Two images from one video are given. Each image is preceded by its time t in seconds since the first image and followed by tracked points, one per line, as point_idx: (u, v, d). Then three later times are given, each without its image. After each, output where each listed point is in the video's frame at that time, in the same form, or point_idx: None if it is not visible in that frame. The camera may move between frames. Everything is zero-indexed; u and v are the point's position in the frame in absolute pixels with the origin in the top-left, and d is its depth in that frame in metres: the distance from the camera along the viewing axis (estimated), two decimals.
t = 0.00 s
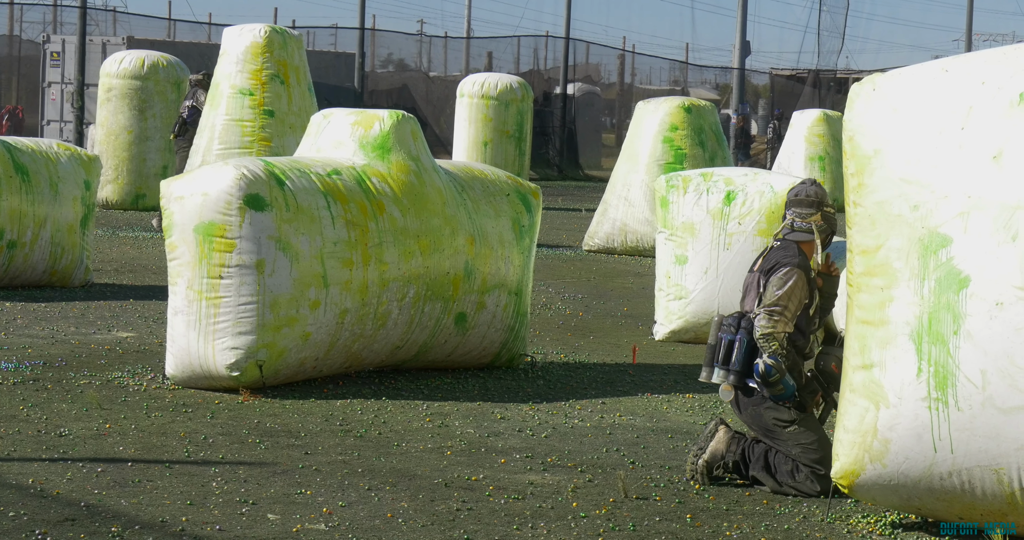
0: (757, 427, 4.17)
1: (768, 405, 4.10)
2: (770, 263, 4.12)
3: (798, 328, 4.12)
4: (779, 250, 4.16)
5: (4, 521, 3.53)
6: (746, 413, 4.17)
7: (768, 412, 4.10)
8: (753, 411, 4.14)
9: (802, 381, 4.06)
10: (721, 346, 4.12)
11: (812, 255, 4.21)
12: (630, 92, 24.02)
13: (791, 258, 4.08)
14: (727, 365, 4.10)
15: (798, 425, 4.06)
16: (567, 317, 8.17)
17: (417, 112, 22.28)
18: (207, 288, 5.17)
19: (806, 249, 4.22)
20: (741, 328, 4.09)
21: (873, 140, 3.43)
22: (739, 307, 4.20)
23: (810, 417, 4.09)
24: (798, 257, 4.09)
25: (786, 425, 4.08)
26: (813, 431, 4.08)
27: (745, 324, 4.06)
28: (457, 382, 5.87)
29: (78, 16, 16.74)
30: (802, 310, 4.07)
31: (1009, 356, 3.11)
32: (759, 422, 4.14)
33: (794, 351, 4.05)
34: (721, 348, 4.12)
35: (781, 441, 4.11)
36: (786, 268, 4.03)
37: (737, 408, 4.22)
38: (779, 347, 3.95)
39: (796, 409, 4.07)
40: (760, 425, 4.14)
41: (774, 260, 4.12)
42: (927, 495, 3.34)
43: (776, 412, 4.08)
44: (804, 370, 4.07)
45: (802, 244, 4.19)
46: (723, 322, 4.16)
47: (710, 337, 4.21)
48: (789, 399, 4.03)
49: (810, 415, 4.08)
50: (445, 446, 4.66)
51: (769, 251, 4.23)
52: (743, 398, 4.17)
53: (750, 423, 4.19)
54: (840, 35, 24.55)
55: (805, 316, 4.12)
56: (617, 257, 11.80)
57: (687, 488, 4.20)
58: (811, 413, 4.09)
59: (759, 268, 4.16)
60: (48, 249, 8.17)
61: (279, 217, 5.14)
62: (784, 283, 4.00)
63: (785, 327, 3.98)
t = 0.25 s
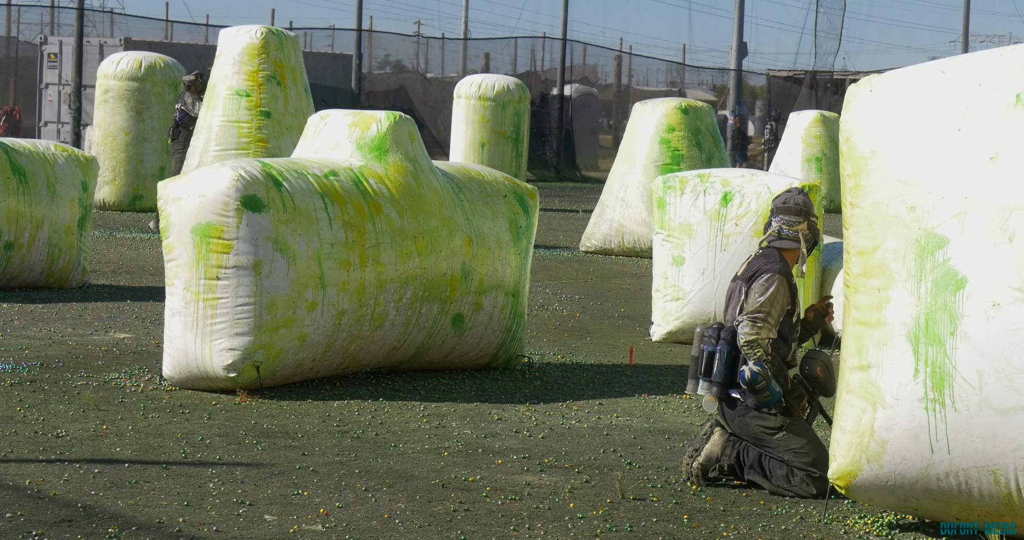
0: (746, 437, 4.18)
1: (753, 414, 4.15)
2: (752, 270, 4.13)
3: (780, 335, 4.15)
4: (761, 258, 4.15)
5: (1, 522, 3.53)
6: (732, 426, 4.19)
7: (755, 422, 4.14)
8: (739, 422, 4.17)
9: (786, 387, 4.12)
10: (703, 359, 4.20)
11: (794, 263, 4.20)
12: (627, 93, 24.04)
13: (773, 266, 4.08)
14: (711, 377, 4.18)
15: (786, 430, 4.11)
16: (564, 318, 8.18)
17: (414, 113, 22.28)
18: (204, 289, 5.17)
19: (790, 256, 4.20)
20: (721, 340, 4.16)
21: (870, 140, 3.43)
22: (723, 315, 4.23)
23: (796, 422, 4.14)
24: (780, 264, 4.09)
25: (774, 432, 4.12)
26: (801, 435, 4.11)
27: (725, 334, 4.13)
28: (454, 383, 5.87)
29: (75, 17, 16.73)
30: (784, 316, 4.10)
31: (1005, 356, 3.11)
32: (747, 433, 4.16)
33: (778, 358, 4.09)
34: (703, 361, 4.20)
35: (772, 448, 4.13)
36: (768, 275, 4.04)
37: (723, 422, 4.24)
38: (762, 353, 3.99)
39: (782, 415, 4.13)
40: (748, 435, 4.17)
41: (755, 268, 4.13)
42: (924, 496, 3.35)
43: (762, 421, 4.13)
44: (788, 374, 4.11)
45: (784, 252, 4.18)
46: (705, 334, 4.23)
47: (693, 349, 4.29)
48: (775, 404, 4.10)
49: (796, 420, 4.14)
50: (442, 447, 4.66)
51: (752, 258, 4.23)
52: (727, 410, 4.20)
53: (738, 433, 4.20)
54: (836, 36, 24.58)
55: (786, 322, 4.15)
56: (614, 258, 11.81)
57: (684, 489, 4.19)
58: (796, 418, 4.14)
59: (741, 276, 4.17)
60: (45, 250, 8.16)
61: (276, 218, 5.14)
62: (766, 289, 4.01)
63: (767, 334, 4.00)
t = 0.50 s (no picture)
0: (748, 435, 4.19)
1: (756, 413, 4.14)
2: (752, 268, 4.13)
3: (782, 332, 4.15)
4: (760, 256, 4.15)
5: (1, 520, 3.53)
6: (735, 424, 4.20)
7: (757, 420, 4.14)
8: (742, 420, 4.17)
9: (788, 385, 4.11)
10: (704, 357, 4.15)
11: (793, 261, 4.20)
12: (628, 92, 24.03)
13: (774, 263, 4.08)
14: (712, 375, 4.13)
15: (789, 430, 4.10)
16: (565, 317, 8.18)
17: (415, 112, 22.28)
18: (205, 288, 5.17)
19: (789, 254, 4.21)
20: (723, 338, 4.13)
21: (871, 139, 3.43)
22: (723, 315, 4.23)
23: (799, 421, 4.13)
24: (780, 261, 4.09)
25: (777, 432, 4.12)
26: (804, 435, 4.11)
27: (727, 332, 4.10)
28: (455, 382, 5.87)
29: (76, 16, 16.73)
30: (785, 313, 4.10)
31: (1007, 355, 3.11)
32: (750, 431, 4.17)
33: (780, 355, 4.07)
34: (705, 360, 4.15)
35: (775, 447, 4.14)
36: (768, 271, 4.04)
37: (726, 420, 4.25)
38: (765, 351, 3.98)
39: (785, 413, 4.12)
40: (750, 434, 4.17)
41: (755, 265, 4.13)
42: (926, 495, 3.34)
43: (764, 419, 4.13)
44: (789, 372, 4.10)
45: (784, 250, 4.18)
46: (706, 333, 4.20)
47: (694, 348, 4.25)
48: (774, 403, 4.10)
49: (799, 419, 4.12)
50: (443, 446, 4.66)
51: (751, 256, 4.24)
52: (730, 408, 4.20)
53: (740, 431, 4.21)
54: (838, 35, 24.58)
55: (788, 319, 4.14)
56: (615, 257, 11.80)
57: (685, 488, 4.19)
58: (799, 417, 4.13)
59: (741, 275, 4.17)
60: (46, 249, 8.16)
61: (277, 217, 5.14)
62: (768, 287, 4.01)
63: (770, 331, 4.00)
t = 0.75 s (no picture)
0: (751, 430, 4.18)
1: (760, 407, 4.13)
2: (756, 263, 4.13)
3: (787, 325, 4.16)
4: (761, 251, 4.16)
5: (2, 517, 3.53)
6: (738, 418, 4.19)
7: (761, 414, 4.13)
8: (745, 415, 4.17)
9: (794, 381, 4.09)
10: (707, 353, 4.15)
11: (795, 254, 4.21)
12: (628, 88, 24.01)
13: (778, 257, 4.09)
14: (715, 371, 4.14)
15: (792, 425, 4.10)
16: (566, 313, 8.18)
17: (415, 108, 22.26)
18: (205, 284, 5.16)
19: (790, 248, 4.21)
20: (726, 333, 4.13)
21: (872, 136, 3.42)
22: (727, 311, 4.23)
23: (802, 416, 4.12)
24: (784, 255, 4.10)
25: (779, 426, 4.11)
26: (807, 430, 4.11)
27: (730, 328, 4.10)
28: (456, 379, 5.87)
29: (76, 11, 16.72)
30: (791, 307, 4.11)
31: (1008, 352, 3.11)
32: (752, 426, 4.16)
33: (786, 349, 4.08)
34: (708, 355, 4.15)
35: (776, 442, 4.14)
36: (774, 265, 4.05)
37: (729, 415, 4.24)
38: (774, 345, 3.99)
39: (789, 409, 4.10)
40: (753, 428, 4.17)
41: (759, 260, 4.13)
42: (926, 492, 3.35)
43: (768, 413, 4.12)
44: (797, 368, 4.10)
45: (786, 244, 4.18)
46: (708, 328, 4.19)
47: (697, 343, 4.24)
48: (779, 399, 4.08)
49: (802, 415, 4.12)
50: (444, 442, 4.66)
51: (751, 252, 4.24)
52: (733, 402, 4.20)
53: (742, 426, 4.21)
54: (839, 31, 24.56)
55: (794, 313, 4.15)
56: (616, 253, 11.79)
57: (685, 485, 4.20)
58: (803, 412, 4.12)
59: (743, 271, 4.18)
60: (47, 245, 8.15)
61: (277, 213, 5.14)
62: (774, 281, 4.03)
63: (778, 324, 4.01)
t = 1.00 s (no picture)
0: (751, 431, 4.18)
1: (762, 406, 4.12)
2: (757, 264, 4.13)
3: (787, 327, 4.15)
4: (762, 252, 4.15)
5: (3, 518, 3.53)
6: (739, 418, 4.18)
7: (762, 413, 4.12)
8: (746, 414, 4.16)
9: (794, 382, 4.09)
10: (710, 352, 4.15)
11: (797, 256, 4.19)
12: (629, 89, 24.01)
13: (778, 258, 4.08)
14: (717, 370, 4.14)
15: (793, 424, 4.10)
16: (567, 313, 8.17)
17: (416, 108, 22.26)
18: (206, 285, 5.16)
19: (792, 249, 4.20)
20: (728, 332, 4.13)
21: (873, 136, 3.42)
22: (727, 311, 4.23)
23: (802, 416, 4.13)
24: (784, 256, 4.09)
25: (781, 426, 4.11)
26: (807, 429, 4.11)
27: (732, 327, 4.10)
28: (457, 379, 5.86)
29: (76, 12, 16.72)
30: (790, 309, 4.10)
31: (1008, 352, 3.10)
32: (753, 425, 4.15)
33: (785, 351, 4.08)
34: (710, 354, 4.15)
35: (777, 442, 4.13)
36: (774, 268, 4.04)
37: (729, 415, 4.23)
38: (772, 346, 3.98)
39: (790, 409, 4.11)
40: (753, 428, 4.16)
41: (759, 261, 4.13)
42: (927, 492, 3.34)
43: (769, 413, 4.11)
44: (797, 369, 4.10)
45: (787, 245, 4.17)
46: (710, 328, 4.20)
47: (698, 342, 4.25)
48: (779, 399, 4.08)
49: (802, 415, 4.12)
50: (445, 443, 4.65)
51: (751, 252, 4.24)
52: (734, 402, 4.19)
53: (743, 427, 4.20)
54: (839, 32, 24.55)
55: (794, 314, 4.15)
56: (617, 254, 11.79)
57: (686, 485, 4.19)
58: (803, 412, 4.13)
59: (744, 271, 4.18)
60: (47, 246, 8.15)
61: (278, 213, 5.14)
62: (773, 283, 4.01)
63: (776, 326, 4.00)
